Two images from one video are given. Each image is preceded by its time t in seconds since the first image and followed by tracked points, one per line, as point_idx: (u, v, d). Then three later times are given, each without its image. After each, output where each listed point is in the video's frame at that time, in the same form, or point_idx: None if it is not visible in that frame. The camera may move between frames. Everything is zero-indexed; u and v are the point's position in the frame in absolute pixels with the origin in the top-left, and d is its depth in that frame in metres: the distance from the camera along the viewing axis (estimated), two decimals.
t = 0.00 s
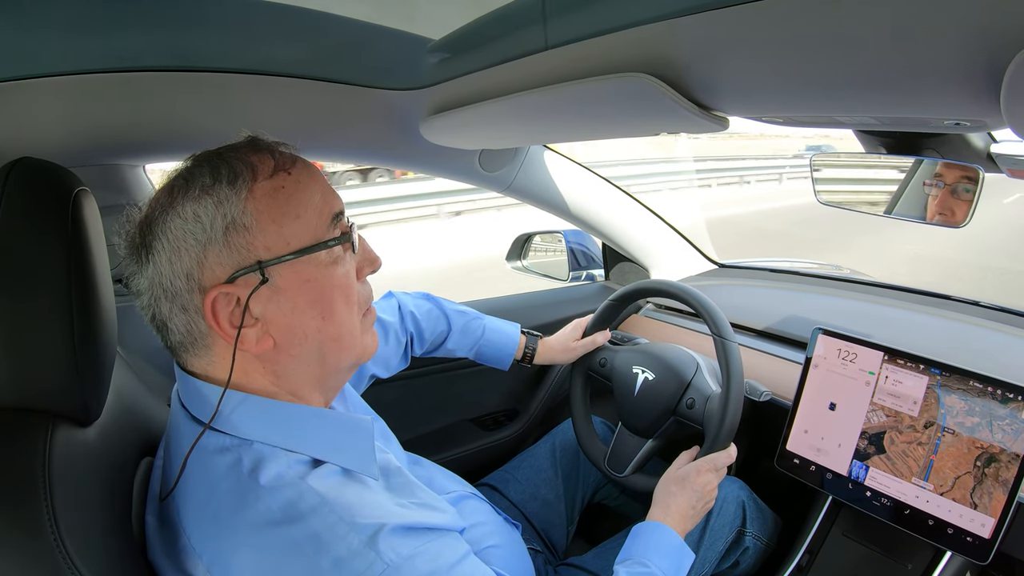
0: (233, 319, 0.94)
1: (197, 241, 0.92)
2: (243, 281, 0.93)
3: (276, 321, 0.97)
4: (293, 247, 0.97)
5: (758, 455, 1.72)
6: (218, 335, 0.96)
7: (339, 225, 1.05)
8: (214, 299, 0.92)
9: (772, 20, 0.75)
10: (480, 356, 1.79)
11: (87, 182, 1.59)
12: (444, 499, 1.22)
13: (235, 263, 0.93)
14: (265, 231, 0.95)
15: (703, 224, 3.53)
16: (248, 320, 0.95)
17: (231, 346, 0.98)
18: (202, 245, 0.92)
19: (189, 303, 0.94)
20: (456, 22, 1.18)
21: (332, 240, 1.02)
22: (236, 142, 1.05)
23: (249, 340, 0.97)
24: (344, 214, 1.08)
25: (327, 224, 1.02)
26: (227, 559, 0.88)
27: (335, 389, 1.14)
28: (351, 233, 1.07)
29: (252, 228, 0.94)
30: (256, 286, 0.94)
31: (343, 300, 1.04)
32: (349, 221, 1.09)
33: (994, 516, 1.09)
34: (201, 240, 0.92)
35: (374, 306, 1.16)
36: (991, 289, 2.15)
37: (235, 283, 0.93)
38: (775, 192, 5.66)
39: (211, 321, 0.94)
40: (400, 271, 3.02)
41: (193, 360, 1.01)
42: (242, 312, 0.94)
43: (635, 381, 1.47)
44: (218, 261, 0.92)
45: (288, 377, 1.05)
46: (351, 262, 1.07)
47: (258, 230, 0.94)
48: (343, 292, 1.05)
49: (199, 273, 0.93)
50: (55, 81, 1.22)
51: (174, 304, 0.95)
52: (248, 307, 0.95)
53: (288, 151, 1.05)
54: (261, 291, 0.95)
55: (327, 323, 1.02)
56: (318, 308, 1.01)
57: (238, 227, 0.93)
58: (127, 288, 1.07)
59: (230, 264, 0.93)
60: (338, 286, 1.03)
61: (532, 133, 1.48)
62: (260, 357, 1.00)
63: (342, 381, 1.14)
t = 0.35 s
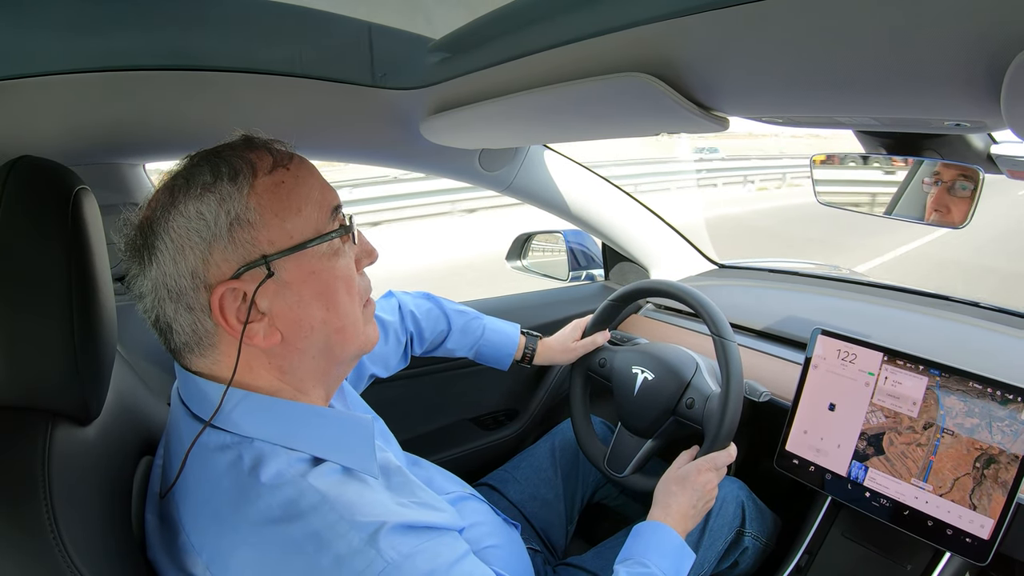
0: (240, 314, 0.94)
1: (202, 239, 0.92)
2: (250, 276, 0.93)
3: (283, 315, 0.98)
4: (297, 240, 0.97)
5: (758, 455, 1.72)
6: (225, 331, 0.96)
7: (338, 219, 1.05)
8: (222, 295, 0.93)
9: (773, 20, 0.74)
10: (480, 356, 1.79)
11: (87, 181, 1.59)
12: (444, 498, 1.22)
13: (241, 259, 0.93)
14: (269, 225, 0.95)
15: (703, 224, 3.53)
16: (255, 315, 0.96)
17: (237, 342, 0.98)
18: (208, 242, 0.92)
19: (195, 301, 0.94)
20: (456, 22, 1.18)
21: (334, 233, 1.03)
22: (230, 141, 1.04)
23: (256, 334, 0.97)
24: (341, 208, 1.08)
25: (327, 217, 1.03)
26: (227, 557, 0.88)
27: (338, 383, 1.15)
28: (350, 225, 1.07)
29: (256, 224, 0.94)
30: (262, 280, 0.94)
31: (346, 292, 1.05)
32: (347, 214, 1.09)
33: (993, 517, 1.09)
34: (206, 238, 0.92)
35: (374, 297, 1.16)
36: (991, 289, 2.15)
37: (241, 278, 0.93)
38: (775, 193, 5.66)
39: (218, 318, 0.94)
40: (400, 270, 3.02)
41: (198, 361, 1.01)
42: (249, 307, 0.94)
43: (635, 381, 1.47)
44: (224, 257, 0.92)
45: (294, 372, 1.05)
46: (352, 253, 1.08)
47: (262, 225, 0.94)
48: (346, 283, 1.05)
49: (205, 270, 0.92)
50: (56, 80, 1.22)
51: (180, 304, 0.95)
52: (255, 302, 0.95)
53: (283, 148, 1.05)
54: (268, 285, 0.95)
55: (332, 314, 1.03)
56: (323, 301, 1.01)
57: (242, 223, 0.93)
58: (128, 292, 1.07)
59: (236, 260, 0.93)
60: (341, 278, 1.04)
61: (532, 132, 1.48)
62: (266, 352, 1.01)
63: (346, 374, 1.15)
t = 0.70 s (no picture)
0: (233, 316, 0.95)
1: (202, 237, 0.92)
2: (245, 279, 0.93)
3: (276, 321, 0.97)
4: (297, 248, 0.97)
5: (758, 455, 1.72)
6: (219, 331, 0.96)
7: (345, 230, 1.05)
8: (215, 295, 0.93)
9: (773, 20, 0.74)
10: (480, 356, 1.79)
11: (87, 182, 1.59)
12: (444, 499, 1.23)
13: (238, 261, 0.93)
14: (271, 231, 0.94)
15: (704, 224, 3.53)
16: (249, 318, 0.96)
17: (231, 343, 0.98)
18: (207, 241, 0.92)
19: (191, 298, 0.94)
20: (456, 21, 1.18)
21: (338, 244, 1.02)
22: (249, 141, 1.05)
23: (249, 338, 0.97)
24: (351, 219, 1.08)
25: (333, 228, 1.02)
26: (227, 558, 0.88)
27: (334, 393, 1.14)
28: (358, 238, 1.07)
29: (257, 228, 0.94)
30: (257, 285, 0.94)
31: (344, 304, 1.04)
32: (356, 225, 1.08)
33: (994, 516, 1.09)
34: (205, 236, 0.92)
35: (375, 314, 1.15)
36: (991, 289, 2.15)
37: (236, 281, 0.93)
38: (775, 193, 5.66)
39: (212, 317, 0.94)
40: (400, 270, 3.02)
41: (194, 354, 1.01)
42: (242, 309, 0.94)
43: (635, 380, 1.47)
44: (221, 258, 0.92)
45: (288, 378, 1.04)
46: (356, 268, 1.07)
47: (263, 230, 0.94)
48: (345, 296, 1.04)
49: (201, 268, 0.93)
50: (56, 81, 1.22)
51: (176, 298, 0.95)
52: (249, 306, 0.95)
53: (300, 154, 1.05)
54: (263, 291, 0.95)
55: (327, 326, 1.02)
56: (319, 311, 1.00)
57: (243, 225, 0.93)
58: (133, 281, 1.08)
59: (233, 261, 0.93)
60: (340, 290, 1.03)
61: (532, 133, 1.48)
62: (259, 355, 1.00)
63: (343, 385, 1.14)
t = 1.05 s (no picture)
0: (235, 316, 0.94)
1: (205, 237, 0.92)
2: (247, 281, 0.93)
3: (278, 323, 0.97)
4: (300, 251, 0.97)
5: (758, 454, 1.72)
6: (220, 331, 0.96)
7: (349, 233, 1.05)
8: (217, 296, 0.93)
9: (772, 20, 0.75)
10: (480, 356, 1.79)
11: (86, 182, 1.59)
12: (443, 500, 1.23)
13: (240, 262, 0.93)
14: (274, 233, 0.94)
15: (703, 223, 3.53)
16: (250, 320, 0.96)
17: (232, 343, 0.98)
18: (209, 241, 0.92)
19: (192, 298, 0.94)
20: (455, 21, 1.18)
21: (341, 248, 1.02)
22: (254, 141, 1.04)
23: (250, 339, 0.97)
24: (355, 223, 1.08)
25: (337, 231, 1.02)
26: (228, 559, 0.88)
27: (334, 394, 1.14)
28: (361, 243, 1.07)
29: (261, 229, 0.93)
30: (260, 287, 0.94)
31: (346, 307, 1.04)
32: (360, 229, 1.08)
33: (993, 515, 1.09)
34: (208, 236, 0.92)
35: (376, 316, 1.15)
36: (991, 288, 2.15)
37: (238, 282, 0.93)
38: (775, 192, 5.66)
39: (213, 318, 0.94)
40: (400, 269, 3.02)
41: (194, 354, 1.01)
42: (244, 311, 0.94)
43: (635, 380, 1.47)
44: (223, 259, 0.92)
45: (288, 380, 1.04)
46: (358, 271, 1.07)
47: (266, 232, 0.94)
48: (347, 299, 1.04)
49: (203, 268, 0.93)
50: (55, 80, 1.22)
51: (178, 297, 0.95)
52: (251, 307, 0.95)
53: (305, 155, 1.05)
54: (265, 293, 0.95)
55: (329, 329, 1.02)
56: (321, 314, 1.00)
57: (247, 226, 0.93)
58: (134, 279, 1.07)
59: (235, 262, 0.93)
60: (342, 293, 1.03)
61: (532, 132, 1.48)
62: (260, 356, 1.00)
63: (343, 387, 1.14)
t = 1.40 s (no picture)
0: (244, 318, 0.94)
1: (207, 242, 0.92)
2: (254, 280, 0.93)
3: (287, 319, 0.98)
4: (302, 244, 0.97)
5: (758, 454, 1.72)
6: (229, 334, 0.96)
7: (344, 223, 1.05)
8: (226, 299, 0.92)
9: (772, 20, 0.75)
10: (480, 356, 1.79)
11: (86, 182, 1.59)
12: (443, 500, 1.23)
13: (245, 262, 0.93)
14: (274, 229, 0.95)
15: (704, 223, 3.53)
16: (259, 318, 0.96)
17: (240, 345, 0.98)
18: (213, 246, 0.92)
19: (198, 304, 0.94)
20: (455, 21, 1.18)
21: (340, 237, 1.03)
22: (239, 142, 1.04)
23: (260, 338, 0.97)
24: (347, 211, 1.08)
25: (334, 221, 1.03)
26: (228, 560, 0.88)
27: (340, 386, 1.15)
28: (356, 230, 1.07)
29: (262, 227, 0.94)
30: (266, 284, 0.94)
31: (350, 296, 1.05)
32: (353, 218, 1.09)
33: (994, 515, 1.09)
34: (210, 241, 0.92)
35: (378, 302, 1.16)
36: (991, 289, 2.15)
37: (245, 282, 0.93)
38: (775, 192, 5.66)
39: (222, 321, 0.94)
40: (400, 269, 3.02)
41: (200, 362, 1.01)
42: (253, 311, 0.94)
43: (635, 380, 1.47)
44: (228, 261, 0.92)
45: (297, 375, 1.05)
46: (357, 258, 1.08)
47: (267, 230, 0.94)
48: (350, 288, 1.05)
49: (209, 273, 0.92)
50: (54, 80, 1.22)
51: (183, 306, 0.95)
52: (259, 307, 0.95)
53: (291, 151, 1.05)
54: (272, 289, 0.95)
55: (336, 319, 1.03)
56: (327, 305, 1.01)
57: (247, 226, 0.93)
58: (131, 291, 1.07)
59: (241, 264, 0.93)
60: (346, 283, 1.04)
61: (532, 132, 1.48)
62: (269, 355, 1.01)
63: (348, 377, 1.15)
